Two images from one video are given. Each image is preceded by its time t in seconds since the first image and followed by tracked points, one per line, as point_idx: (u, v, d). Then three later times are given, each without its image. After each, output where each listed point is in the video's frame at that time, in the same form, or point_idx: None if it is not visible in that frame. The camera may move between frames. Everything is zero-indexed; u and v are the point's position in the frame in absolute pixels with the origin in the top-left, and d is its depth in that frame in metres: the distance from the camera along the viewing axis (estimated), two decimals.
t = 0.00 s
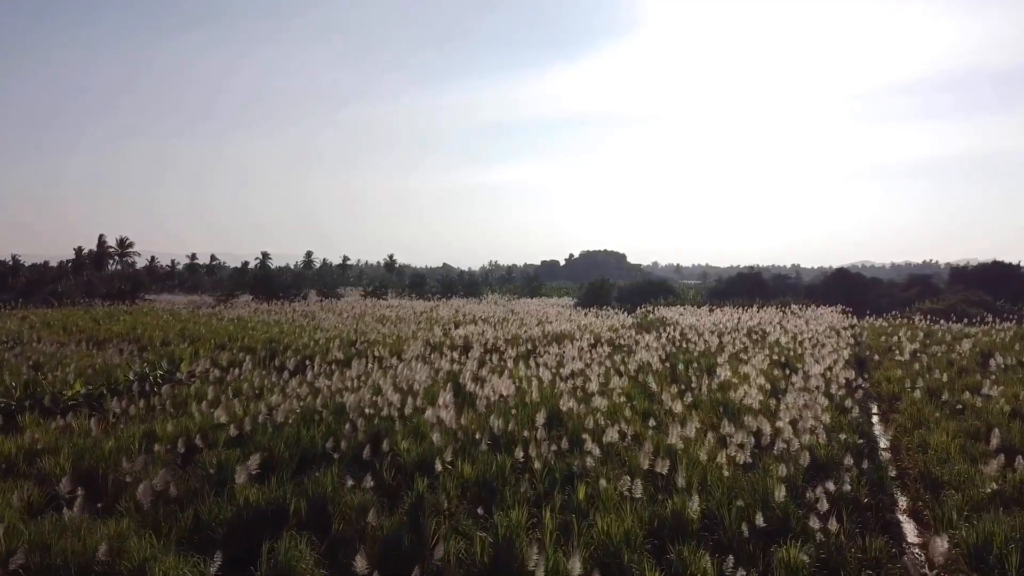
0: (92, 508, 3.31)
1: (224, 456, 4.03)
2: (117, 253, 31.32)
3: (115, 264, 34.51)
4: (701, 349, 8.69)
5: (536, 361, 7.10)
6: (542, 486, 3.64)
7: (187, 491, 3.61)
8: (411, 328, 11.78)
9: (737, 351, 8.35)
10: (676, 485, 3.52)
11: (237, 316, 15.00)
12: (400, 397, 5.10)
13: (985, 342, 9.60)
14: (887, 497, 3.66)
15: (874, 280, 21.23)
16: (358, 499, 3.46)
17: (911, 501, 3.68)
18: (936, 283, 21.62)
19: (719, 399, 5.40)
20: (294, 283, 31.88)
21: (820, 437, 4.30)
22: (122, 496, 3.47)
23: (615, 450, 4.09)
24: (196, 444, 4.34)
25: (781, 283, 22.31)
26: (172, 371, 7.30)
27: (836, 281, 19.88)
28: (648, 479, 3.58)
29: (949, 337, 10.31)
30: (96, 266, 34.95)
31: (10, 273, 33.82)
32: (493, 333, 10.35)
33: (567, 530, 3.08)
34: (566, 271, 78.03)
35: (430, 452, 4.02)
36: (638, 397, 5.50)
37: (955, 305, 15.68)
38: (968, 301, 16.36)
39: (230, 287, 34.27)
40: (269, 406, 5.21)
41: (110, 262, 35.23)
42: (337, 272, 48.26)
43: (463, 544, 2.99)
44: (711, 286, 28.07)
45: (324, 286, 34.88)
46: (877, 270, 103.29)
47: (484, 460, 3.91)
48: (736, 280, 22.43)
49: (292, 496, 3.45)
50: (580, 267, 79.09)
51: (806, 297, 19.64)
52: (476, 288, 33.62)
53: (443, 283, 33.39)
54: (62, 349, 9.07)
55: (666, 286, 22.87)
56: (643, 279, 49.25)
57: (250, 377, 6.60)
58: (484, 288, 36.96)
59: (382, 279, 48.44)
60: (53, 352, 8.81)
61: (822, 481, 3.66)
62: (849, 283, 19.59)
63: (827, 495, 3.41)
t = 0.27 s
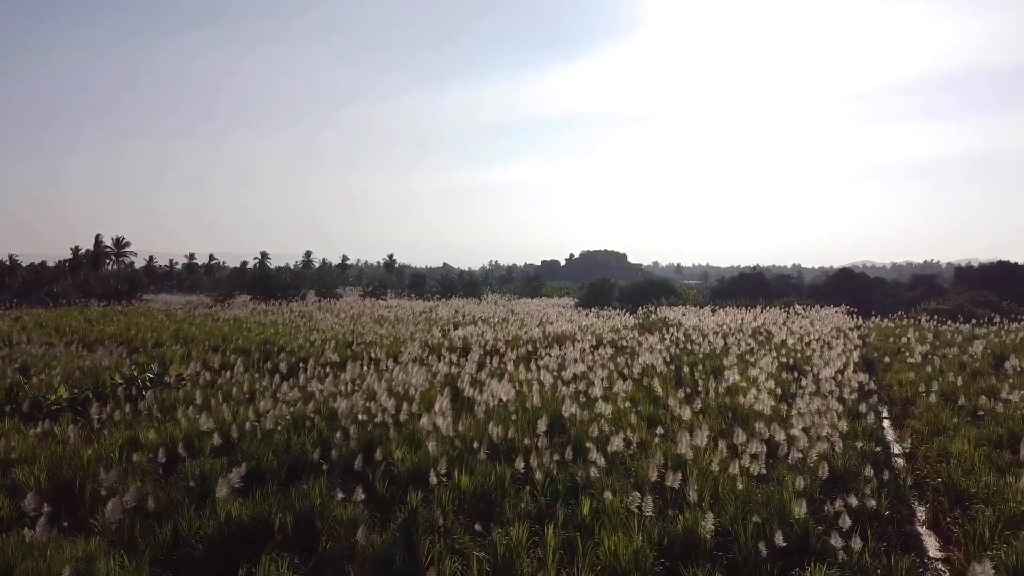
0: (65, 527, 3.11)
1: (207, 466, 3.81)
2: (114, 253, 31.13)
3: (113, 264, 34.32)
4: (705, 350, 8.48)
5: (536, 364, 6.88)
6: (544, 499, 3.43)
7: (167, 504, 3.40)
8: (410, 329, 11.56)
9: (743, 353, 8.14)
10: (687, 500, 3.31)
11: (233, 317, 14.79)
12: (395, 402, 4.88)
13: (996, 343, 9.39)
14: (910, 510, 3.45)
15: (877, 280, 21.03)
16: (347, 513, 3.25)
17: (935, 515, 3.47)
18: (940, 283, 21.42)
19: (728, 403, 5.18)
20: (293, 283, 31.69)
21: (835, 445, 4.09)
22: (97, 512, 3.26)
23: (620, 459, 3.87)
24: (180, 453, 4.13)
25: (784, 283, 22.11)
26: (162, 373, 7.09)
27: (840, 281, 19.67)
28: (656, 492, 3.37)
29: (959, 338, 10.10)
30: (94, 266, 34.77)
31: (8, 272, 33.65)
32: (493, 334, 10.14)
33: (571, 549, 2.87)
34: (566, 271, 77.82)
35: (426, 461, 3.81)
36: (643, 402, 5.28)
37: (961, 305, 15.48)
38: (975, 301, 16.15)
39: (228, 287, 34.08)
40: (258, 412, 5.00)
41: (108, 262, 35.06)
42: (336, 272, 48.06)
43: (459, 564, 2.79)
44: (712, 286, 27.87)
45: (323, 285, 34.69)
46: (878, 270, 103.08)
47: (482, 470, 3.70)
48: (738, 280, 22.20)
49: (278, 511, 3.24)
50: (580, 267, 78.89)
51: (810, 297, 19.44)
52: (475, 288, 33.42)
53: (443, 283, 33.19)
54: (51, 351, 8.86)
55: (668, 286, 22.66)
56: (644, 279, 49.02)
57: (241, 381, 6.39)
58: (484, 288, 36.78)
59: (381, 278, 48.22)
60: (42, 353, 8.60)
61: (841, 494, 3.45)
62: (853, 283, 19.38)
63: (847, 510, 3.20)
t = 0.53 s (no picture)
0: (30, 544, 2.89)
1: (189, 477, 3.60)
2: (112, 252, 30.93)
3: (111, 263, 34.15)
4: (710, 352, 8.26)
5: (537, 367, 6.66)
6: (546, 515, 3.21)
7: (143, 520, 3.17)
8: (407, 330, 11.35)
9: (749, 355, 7.92)
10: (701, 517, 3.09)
11: (229, 318, 14.56)
12: (389, 409, 4.66)
13: (1008, 344, 9.18)
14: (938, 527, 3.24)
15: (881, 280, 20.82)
16: (335, 530, 3.03)
17: (963, 531, 3.25)
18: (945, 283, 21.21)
19: (737, 409, 4.96)
20: (292, 283, 31.50)
21: (854, 454, 3.87)
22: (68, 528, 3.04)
23: (627, 470, 3.65)
24: (161, 462, 3.91)
25: (787, 283, 21.90)
26: (151, 376, 6.87)
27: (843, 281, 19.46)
28: (666, 508, 3.15)
29: (969, 339, 9.89)
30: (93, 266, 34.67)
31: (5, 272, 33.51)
32: (492, 335, 9.92)
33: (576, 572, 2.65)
34: (567, 271, 77.62)
35: (420, 473, 3.58)
36: (648, 408, 5.06)
37: (967, 305, 15.28)
38: (981, 301, 15.95)
39: (227, 287, 33.87)
40: (246, 418, 4.77)
41: (106, 262, 34.92)
42: (335, 272, 47.85)
43: None
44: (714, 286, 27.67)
45: (322, 285, 34.49)
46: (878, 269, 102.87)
47: (481, 482, 3.48)
48: (740, 280, 21.98)
49: (261, 527, 3.02)
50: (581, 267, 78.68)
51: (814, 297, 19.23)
52: (475, 288, 33.22)
53: (443, 283, 33.00)
54: (40, 352, 8.64)
55: (669, 286, 22.45)
56: (645, 278, 48.80)
57: (232, 384, 6.17)
58: (483, 288, 36.58)
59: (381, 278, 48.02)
60: (30, 355, 8.38)
61: (864, 508, 3.24)
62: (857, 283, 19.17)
63: (872, 528, 2.99)
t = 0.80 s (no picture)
0: None
1: (169, 490, 3.38)
2: (109, 252, 30.73)
3: (109, 263, 33.95)
4: (716, 354, 8.05)
5: (539, 370, 6.44)
6: (549, 532, 3.00)
7: (117, 538, 2.96)
8: (406, 331, 11.13)
9: (756, 357, 7.70)
10: (715, 536, 2.88)
11: (225, 318, 14.36)
12: (384, 415, 4.44)
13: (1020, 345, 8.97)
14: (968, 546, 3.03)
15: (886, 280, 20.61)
16: (322, 549, 2.81)
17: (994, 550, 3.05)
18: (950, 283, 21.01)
19: (748, 415, 4.74)
20: (291, 283, 31.30)
21: (874, 465, 3.66)
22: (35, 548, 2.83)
23: (634, 483, 3.44)
24: (141, 474, 3.70)
25: (790, 283, 21.69)
26: (140, 379, 6.65)
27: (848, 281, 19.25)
28: (677, 525, 2.94)
29: (980, 340, 9.67)
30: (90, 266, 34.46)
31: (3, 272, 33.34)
32: (492, 336, 9.70)
33: None
34: (567, 271, 77.41)
35: (414, 486, 3.37)
36: (654, 414, 4.84)
37: (974, 305, 15.07)
38: (988, 301, 15.74)
39: (225, 287, 33.67)
40: (234, 424, 4.56)
41: (104, 262, 34.72)
42: (335, 272, 47.64)
43: None
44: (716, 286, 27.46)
45: (321, 285, 34.28)
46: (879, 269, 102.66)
47: (479, 496, 3.26)
48: (743, 280, 21.77)
49: (243, 547, 2.81)
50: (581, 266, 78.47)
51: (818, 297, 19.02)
52: (475, 288, 33.01)
53: (443, 283, 32.80)
54: (28, 354, 8.43)
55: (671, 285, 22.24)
56: (646, 278, 48.60)
57: (222, 389, 5.96)
58: (484, 288, 36.41)
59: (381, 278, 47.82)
60: (18, 357, 8.17)
61: (888, 526, 3.03)
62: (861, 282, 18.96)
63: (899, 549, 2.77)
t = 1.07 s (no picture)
0: None
1: (145, 504, 3.16)
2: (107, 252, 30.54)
3: (107, 263, 33.75)
4: (721, 357, 7.83)
5: (539, 374, 6.23)
6: (552, 552, 2.78)
7: (86, 559, 2.74)
8: (404, 332, 10.91)
9: (763, 360, 7.48)
10: (732, 558, 2.66)
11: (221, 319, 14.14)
12: (377, 422, 4.22)
13: None
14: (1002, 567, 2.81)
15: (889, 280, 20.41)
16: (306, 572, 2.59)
17: None
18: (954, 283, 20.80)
19: (760, 423, 4.52)
20: (290, 283, 31.11)
21: (896, 477, 3.44)
22: None
23: (642, 497, 3.22)
24: (117, 486, 3.47)
25: (792, 283, 21.48)
26: (128, 382, 6.43)
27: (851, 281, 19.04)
28: (691, 545, 2.72)
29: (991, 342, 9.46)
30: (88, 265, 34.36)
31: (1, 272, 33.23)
32: (492, 338, 9.48)
33: None
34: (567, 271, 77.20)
35: (407, 501, 3.15)
36: (661, 421, 4.61)
37: (981, 305, 14.87)
38: (994, 301, 15.53)
39: (223, 287, 33.46)
40: (219, 432, 4.33)
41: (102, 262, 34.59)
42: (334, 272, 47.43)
43: None
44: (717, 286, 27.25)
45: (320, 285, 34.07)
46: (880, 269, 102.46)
47: (477, 512, 3.04)
48: (745, 280, 21.55)
49: (220, 570, 2.59)
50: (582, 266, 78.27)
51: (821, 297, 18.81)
52: (475, 288, 32.80)
53: (443, 283, 32.63)
54: (16, 356, 8.21)
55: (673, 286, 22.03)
56: (647, 278, 48.41)
57: (211, 393, 5.74)
58: (484, 287, 36.23)
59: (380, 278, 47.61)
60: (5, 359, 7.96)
61: (917, 545, 2.82)
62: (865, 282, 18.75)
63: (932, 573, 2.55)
